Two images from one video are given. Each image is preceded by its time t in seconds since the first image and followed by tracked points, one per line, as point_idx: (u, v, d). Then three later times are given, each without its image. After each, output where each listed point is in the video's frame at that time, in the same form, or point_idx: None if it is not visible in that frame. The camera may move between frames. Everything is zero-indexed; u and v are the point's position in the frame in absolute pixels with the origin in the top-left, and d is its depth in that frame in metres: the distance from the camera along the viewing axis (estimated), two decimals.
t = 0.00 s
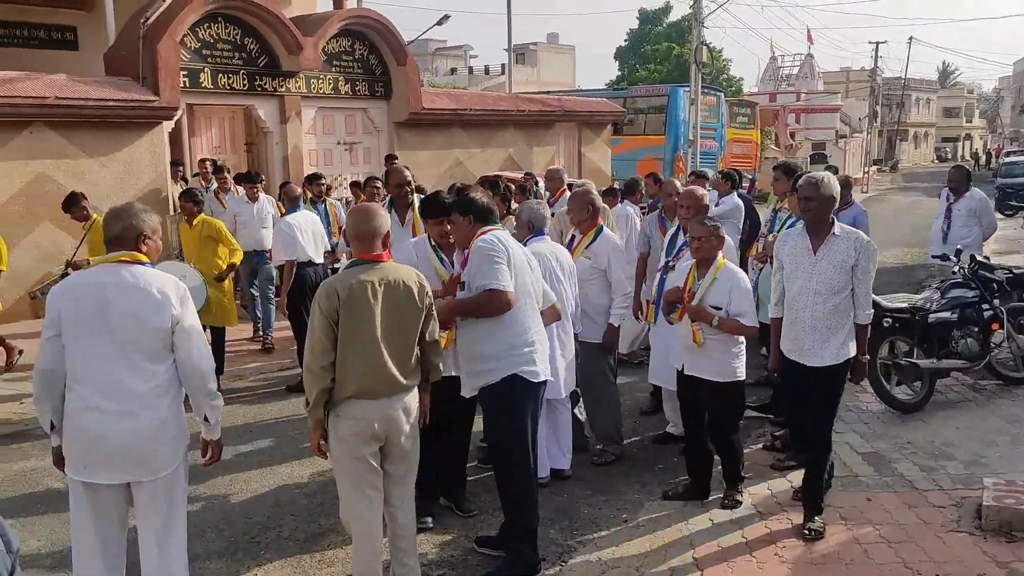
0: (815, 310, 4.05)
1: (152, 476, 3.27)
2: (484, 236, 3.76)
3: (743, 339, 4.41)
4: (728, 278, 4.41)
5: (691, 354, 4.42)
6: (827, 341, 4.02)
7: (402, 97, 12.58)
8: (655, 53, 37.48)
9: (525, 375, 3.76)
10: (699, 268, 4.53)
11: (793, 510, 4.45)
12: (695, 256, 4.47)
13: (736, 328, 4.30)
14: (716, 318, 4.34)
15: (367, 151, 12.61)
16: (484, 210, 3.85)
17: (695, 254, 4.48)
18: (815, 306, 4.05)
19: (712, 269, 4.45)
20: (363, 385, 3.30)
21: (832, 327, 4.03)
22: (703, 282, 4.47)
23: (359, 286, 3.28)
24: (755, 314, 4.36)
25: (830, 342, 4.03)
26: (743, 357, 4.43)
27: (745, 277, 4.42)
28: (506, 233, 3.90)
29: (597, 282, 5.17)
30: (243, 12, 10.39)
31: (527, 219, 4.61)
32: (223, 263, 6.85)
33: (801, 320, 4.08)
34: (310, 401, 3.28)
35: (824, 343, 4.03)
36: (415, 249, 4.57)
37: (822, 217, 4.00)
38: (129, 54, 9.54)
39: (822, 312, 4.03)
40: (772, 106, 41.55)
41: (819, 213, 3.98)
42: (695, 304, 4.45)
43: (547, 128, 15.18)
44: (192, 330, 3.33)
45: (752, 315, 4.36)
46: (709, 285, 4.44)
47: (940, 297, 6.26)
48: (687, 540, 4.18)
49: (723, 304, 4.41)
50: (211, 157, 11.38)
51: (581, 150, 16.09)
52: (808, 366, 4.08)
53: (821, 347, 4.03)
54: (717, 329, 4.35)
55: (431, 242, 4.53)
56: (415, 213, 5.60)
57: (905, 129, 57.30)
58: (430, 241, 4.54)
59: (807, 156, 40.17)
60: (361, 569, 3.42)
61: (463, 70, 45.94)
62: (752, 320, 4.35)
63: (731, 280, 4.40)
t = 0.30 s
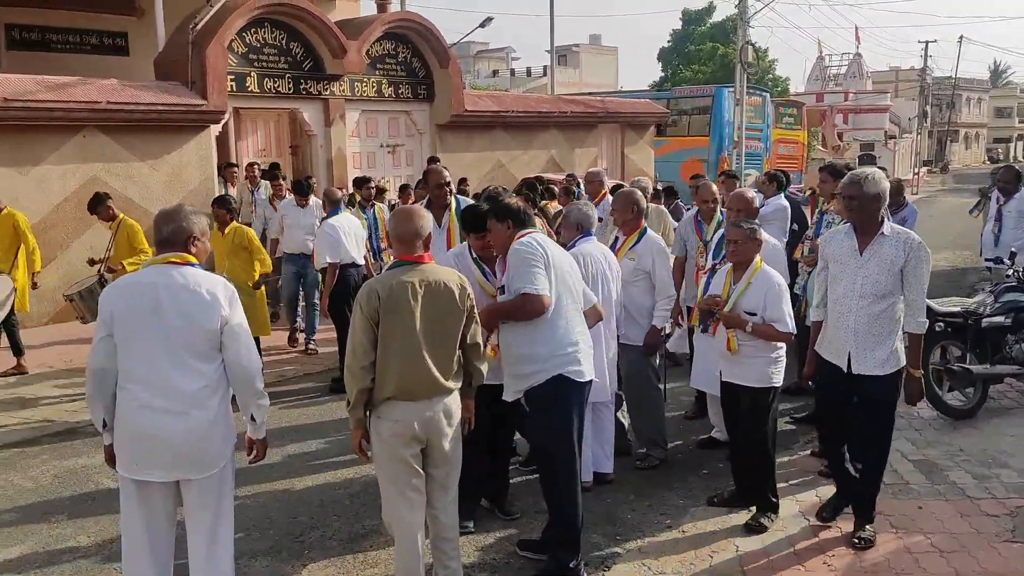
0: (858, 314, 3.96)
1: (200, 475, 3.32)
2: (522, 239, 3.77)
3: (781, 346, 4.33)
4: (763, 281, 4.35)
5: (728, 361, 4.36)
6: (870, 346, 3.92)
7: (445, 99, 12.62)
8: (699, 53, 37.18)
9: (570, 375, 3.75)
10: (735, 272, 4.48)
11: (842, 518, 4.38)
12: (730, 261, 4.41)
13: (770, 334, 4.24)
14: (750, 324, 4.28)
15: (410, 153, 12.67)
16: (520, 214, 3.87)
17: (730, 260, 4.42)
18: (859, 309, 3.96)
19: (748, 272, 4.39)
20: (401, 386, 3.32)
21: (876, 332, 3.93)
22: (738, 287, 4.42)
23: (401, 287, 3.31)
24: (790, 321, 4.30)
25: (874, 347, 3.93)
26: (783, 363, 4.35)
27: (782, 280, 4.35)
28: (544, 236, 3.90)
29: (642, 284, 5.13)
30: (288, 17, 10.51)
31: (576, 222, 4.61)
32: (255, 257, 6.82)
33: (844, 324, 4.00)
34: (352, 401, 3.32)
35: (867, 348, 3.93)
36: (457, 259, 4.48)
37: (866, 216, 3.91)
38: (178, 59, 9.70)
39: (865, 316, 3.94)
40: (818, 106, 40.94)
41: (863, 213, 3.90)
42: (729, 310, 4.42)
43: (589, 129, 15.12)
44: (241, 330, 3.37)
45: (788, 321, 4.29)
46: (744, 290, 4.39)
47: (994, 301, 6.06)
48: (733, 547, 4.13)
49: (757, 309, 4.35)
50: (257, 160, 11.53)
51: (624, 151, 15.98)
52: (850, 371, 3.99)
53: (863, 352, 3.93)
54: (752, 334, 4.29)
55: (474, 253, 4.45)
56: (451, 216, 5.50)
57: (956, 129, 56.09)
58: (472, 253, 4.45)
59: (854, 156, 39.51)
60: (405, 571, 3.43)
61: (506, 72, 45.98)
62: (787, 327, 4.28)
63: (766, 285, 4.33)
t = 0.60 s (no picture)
0: (890, 325, 3.78)
1: (239, 473, 3.35)
2: (559, 240, 3.76)
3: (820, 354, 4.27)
4: (803, 286, 4.29)
5: (766, 368, 4.32)
6: (903, 359, 3.74)
7: (482, 101, 12.63)
8: (737, 54, 36.88)
9: (609, 377, 3.75)
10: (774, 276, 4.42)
11: (883, 525, 4.31)
12: (770, 266, 4.34)
13: (808, 343, 4.18)
14: (786, 333, 4.23)
15: (446, 155, 12.70)
16: (555, 217, 3.87)
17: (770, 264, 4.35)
18: (891, 320, 3.78)
19: (788, 276, 4.32)
20: (436, 387, 3.34)
21: (910, 344, 3.74)
22: (777, 291, 4.36)
23: (434, 289, 3.32)
24: (829, 330, 4.23)
25: (907, 359, 3.74)
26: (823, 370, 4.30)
27: (823, 285, 4.29)
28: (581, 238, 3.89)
29: (675, 285, 5.13)
30: (327, 19, 10.60)
31: (619, 222, 4.54)
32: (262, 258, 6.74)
33: (874, 335, 3.82)
34: (385, 402, 3.35)
35: (900, 361, 3.75)
36: (488, 261, 4.51)
37: (900, 222, 3.74)
38: (219, 62, 9.83)
39: (898, 327, 3.76)
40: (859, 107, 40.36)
41: (896, 218, 3.72)
42: (766, 316, 4.37)
43: (627, 130, 15.06)
44: (281, 330, 3.41)
45: (827, 328, 4.23)
46: (782, 296, 4.33)
47: None
48: (772, 553, 4.09)
49: (796, 316, 4.29)
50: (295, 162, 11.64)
51: (661, 152, 15.87)
52: (881, 386, 3.80)
53: (896, 364, 3.75)
54: (788, 343, 4.23)
55: (504, 253, 4.49)
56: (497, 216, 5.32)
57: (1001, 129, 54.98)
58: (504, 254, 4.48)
59: (896, 157, 38.88)
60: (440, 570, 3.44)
61: (542, 73, 45.98)
62: (825, 336, 4.21)
63: (807, 289, 4.27)
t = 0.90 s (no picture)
0: (906, 337, 3.55)
1: (285, 473, 3.37)
2: (607, 242, 3.73)
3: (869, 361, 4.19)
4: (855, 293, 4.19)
5: (815, 374, 4.28)
6: (922, 373, 3.52)
7: (527, 104, 12.62)
8: (787, 55, 36.39)
9: (652, 384, 3.70)
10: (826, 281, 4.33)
11: (936, 535, 4.21)
12: (822, 270, 4.25)
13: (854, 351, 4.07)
14: (833, 339, 4.16)
15: (491, 157, 12.71)
16: (605, 217, 3.84)
17: (821, 268, 4.26)
18: (908, 331, 3.54)
19: (841, 281, 4.22)
20: (478, 389, 3.33)
21: (929, 356, 3.52)
22: (829, 295, 4.27)
23: (475, 291, 3.31)
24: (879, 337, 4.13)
25: (926, 373, 3.52)
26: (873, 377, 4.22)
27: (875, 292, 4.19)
28: (629, 239, 3.85)
29: (716, 286, 5.09)
30: (374, 23, 10.68)
31: (667, 223, 4.49)
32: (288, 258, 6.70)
33: (890, 348, 3.59)
34: (427, 403, 3.35)
35: (919, 375, 3.53)
36: (530, 261, 4.51)
37: (914, 227, 3.52)
38: (269, 66, 9.97)
39: (915, 339, 3.53)
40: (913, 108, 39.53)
41: (911, 222, 3.51)
42: (813, 322, 4.31)
43: (673, 132, 14.94)
44: (329, 331, 3.43)
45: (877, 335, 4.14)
46: (833, 302, 4.24)
47: None
48: (820, 563, 4.02)
49: (845, 323, 4.21)
50: (342, 165, 11.76)
51: (708, 154, 15.70)
52: (900, 401, 3.58)
53: (915, 377, 3.53)
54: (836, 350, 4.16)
55: (547, 252, 4.49)
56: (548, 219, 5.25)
57: None
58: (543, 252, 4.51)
59: (951, 159, 38.01)
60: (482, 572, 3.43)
61: (588, 76, 45.85)
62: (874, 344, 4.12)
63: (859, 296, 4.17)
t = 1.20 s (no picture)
0: (923, 346, 3.45)
1: (322, 473, 3.39)
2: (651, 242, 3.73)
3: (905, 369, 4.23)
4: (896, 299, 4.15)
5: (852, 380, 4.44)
6: (945, 379, 3.43)
7: (562, 105, 12.58)
8: (826, 54, 35.94)
9: (683, 394, 3.69)
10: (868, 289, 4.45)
11: (978, 543, 4.13)
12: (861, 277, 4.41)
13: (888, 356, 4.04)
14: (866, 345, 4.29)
15: (526, 158, 12.70)
16: (650, 216, 3.81)
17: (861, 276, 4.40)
18: (925, 339, 3.44)
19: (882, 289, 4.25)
20: (510, 392, 3.32)
21: (949, 364, 3.43)
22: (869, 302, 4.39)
23: (506, 293, 3.31)
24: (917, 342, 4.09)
25: (947, 382, 3.43)
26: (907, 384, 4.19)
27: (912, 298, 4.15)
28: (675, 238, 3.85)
29: (748, 288, 5.08)
30: (411, 24, 10.71)
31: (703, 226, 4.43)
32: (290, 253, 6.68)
33: (908, 358, 3.48)
34: (459, 406, 3.35)
35: (940, 386, 3.43)
36: (566, 262, 4.54)
37: (928, 229, 3.42)
38: (306, 67, 10.04)
39: (933, 347, 3.44)
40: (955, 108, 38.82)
41: (924, 224, 3.42)
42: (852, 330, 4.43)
43: (710, 133, 14.81)
44: (365, 332, 3.44)
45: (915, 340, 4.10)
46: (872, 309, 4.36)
47: None
48: (860, 570, 3.96)
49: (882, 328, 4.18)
50: (378, 166, 11.83)
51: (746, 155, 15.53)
52: (920, 415, 3.47)
53: (939, 385, 3.43)
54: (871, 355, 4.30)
55: (581, 250, 4.50)
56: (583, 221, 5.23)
57: None
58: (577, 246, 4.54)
59: (994, 161, 37.27)
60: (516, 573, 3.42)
61: (624, 76, 45.64)
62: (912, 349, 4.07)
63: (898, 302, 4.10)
